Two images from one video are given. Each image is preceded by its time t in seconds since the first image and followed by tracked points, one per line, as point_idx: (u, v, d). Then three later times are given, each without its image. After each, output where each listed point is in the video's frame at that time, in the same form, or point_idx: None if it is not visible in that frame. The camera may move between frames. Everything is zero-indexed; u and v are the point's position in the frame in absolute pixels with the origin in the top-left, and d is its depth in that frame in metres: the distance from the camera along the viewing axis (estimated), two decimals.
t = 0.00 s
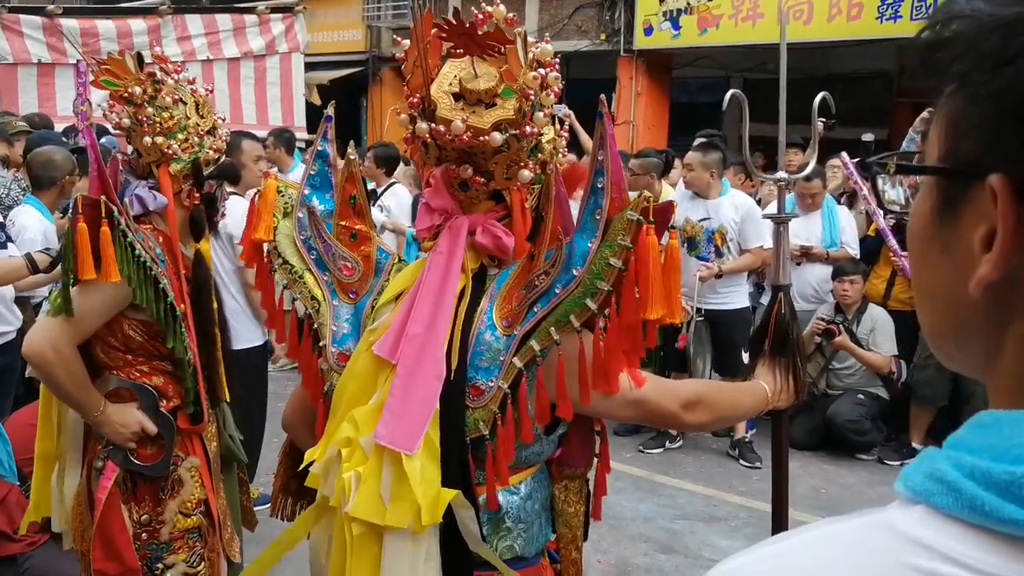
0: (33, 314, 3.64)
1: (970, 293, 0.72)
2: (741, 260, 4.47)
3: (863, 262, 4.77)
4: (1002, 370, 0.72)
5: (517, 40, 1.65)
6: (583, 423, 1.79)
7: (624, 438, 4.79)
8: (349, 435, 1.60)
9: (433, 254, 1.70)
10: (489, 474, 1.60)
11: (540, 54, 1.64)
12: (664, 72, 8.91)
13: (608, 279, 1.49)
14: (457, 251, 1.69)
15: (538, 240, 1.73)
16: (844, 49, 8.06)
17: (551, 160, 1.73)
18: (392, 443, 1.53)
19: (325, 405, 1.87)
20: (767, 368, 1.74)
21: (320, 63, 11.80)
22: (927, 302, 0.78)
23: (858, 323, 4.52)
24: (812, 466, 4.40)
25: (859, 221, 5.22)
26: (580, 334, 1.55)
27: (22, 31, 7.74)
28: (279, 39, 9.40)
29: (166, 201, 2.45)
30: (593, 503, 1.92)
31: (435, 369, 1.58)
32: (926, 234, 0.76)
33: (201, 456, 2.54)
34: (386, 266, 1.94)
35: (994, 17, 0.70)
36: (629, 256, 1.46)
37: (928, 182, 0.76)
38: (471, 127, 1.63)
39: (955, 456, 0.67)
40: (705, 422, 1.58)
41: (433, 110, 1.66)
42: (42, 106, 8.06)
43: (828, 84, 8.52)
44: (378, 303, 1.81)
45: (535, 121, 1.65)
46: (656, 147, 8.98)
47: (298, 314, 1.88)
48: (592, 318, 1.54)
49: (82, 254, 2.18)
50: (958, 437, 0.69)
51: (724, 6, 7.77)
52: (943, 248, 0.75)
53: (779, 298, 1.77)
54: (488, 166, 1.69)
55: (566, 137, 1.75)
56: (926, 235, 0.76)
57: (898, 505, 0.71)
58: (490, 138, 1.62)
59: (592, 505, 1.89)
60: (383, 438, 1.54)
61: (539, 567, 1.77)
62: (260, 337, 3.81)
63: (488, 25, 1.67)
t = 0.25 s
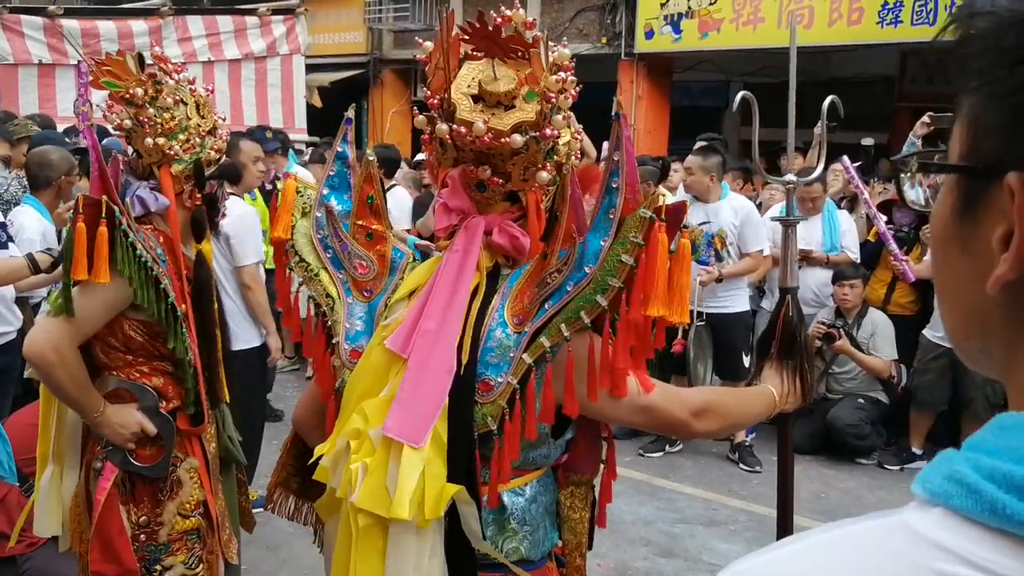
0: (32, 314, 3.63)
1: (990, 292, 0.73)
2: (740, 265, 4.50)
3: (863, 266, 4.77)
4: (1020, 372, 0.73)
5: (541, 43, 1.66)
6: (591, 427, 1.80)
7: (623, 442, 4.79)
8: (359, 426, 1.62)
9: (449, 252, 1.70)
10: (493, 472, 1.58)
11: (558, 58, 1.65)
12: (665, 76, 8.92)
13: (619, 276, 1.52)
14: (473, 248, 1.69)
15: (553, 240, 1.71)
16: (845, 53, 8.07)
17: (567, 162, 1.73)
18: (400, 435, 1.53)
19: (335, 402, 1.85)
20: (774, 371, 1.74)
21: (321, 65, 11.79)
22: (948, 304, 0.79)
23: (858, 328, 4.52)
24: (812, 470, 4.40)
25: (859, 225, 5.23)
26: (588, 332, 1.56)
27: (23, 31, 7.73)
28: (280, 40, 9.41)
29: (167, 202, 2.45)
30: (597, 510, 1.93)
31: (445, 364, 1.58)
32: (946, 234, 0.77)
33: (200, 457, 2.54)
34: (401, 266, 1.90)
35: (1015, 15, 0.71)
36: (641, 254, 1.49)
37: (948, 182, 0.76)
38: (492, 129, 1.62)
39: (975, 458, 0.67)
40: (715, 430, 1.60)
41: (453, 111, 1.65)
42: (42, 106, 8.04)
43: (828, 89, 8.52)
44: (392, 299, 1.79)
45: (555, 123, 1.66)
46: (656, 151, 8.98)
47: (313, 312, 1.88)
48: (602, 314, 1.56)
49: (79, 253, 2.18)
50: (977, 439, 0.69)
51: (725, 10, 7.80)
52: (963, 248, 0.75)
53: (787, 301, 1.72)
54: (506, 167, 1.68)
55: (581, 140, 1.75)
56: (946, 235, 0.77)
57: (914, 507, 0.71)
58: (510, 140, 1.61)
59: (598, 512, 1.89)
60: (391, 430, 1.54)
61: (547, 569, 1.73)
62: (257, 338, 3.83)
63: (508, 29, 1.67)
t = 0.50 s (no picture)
0: (28, 309, 3.62)
1: (1006, 284, 0.74)
2: (738, 266, 4.49)
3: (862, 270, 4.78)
4: None
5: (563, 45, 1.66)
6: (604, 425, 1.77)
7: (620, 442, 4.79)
8: (381, 413, 1.61)
9: (471, 248, 1.71)
10: (507, 463, 1.61)
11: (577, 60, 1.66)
12: (664, 78, 8.92)
13: (628, 266, 1.54)
14: (494, 245, 1.70)
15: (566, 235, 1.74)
16: (845, 57, 8.09)
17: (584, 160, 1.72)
18: (420, 421, 1.54)
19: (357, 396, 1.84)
20: (778, 372, 1.73)
21: (321, 64, 11.79)
22: (960, 299, 0.78)
23: (855, 331, 4.52)
24: (809, 472, 4.40)
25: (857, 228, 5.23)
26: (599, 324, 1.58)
27: (21, 27, 7.72)
28: (280, 39, 9.39)
29: (166, 198, 2.44)
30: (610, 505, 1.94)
31: (466, 354, 1.59)
32: (962, 227, 0.77)
33: (195, 456, 2.52)
34: (421, 264, 1.90)
35: None
36: (649, 245, 1.51)
37: (965, 175, 0.77)
38: (518, 128, 1.62)
39: (990, 455, 0.69)
40: (725, 443, 1.62)
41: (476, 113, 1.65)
42: (41, 102, 8.02)
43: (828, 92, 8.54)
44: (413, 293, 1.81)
45: (575, 122, 1.66)
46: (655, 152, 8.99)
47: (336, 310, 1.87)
48: (613, 304, 1.57)
49: (78, 248, 2.18)
50: (990, 437, 0.71)
51: (725, 13, 7.83)
52: (979, 239, 0.76)
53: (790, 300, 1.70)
54: (528, 166, 1.68)
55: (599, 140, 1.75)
56: (961, 228, 0.77)
57: (927, 502, 0.73)
58: (535, 139, 1.61)
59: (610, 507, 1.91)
60: (413, 416, 1.54)
61: (562, 562, 1.76)
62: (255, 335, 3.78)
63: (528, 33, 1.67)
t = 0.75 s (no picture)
0: (29, 309, 3.61)
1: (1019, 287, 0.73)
2: (742, 269, 4.48)
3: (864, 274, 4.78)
4: None
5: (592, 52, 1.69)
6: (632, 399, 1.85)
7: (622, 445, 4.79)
8: (428, 390, 1.63)
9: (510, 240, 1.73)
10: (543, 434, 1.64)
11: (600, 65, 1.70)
12: (667, 82, 8.93)
13: (650, 258, 1.57)
14: (531, 236, 1.71)
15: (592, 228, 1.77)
16: (846, 62, 8.11)
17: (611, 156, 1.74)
18: (469, 396, 1.57)
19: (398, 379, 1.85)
20: (784, 374, 1.74)
21: (324, 66, 11.80)
22: (974, 298, 0.78)
23: (857, 334, 4.53)
24: (810, 476, 4.40)
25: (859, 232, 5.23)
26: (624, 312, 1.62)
27: (23, 27, 7.72)
28: (283, 40, 9.46)
29: (168, 198, 2.44)
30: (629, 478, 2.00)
31: (507, 336, 1.62)
32: (973, 230, 0.76)
33: (197, 456, 2.52)
34: (452, 254, 1.92)
35: None
36: (669, 238, 1.55)
37: (976, 179, 0.76)
38: (558, 129, 1.65)
39: (1004, 454, 0.69)
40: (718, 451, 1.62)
41: (512, 115, 1.67)
42: (42, 102, 7.97)
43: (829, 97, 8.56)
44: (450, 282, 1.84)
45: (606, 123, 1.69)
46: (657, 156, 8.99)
47: (371, 300, 1.89)
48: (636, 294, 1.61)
49: (81, 248, 2.16)
50: (1007, 436, 0.71)
51: (727, 17, 7.85)
52: (991, 242, 0.75)
53: (795, 305, 1.74)
54: (561, 163, 1.70)
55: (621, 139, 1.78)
56: (973, 231, 0.76)
57: (938, 502, 0.74)
58: (573, 139, 1.65)
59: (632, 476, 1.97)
60: (460, 391, 1.57)
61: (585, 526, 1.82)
62: (260, 338, 3.79)
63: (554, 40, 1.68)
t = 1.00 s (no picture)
0: (43, 311, 3.62)
1: None
2: (755, 277, 4.48)
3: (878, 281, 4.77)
4: None
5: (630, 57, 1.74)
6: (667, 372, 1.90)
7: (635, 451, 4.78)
8: (475, 367, 1.70)
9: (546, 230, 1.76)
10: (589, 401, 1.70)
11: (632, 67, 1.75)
12: (681, 88, 8.94)
13: (681, 245, 1.64)
14: (567, 229, 1.75)
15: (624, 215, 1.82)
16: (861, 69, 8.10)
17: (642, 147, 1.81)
18: (513, 374, 1.62)
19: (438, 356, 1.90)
20: (794, 378, 1.75)
21: (339, 71, 11.84)
22: (992, 300, 0.77)
23: (870, 342, 4.52)
24: (823, 483, 4.39)
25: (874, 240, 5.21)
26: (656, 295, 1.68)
27: (40, 31, 7.78)
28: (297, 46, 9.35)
29: (186, 202, 2.44)
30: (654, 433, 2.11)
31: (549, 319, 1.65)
32: (991, 234, 0.76)
33: (212, 460, 2.51)
34: (485, 239, 1.98)
35: None
36: (699, 228, 1.62)
37: (992, 184, 0.75)
38: (599, 128, 1.71)
39: None
40: (697, 436, 1.61)
41: (554, 112, 1.74)
42: (58, 106, 7.98)
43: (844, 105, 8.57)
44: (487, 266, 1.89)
45: (641, 120, 1.75)
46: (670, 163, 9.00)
47: (405, 281, 1.92)
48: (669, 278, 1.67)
49: (96, 251, 2.17)
50: None
51: (742, 24, 7.86)
52: (1010, 246, 0.74)
53: (808, 310, 1.74)
54: (596, 157, 1.76)
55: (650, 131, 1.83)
56: (990, 235, 0.76)
57: (960, 505, 0.73)
58: (613, 137, 1.71)
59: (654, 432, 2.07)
60: (505, 369, 1.63)
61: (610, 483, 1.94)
62: (275, 342, 3.79)
63: (593, 42, 1.73)
